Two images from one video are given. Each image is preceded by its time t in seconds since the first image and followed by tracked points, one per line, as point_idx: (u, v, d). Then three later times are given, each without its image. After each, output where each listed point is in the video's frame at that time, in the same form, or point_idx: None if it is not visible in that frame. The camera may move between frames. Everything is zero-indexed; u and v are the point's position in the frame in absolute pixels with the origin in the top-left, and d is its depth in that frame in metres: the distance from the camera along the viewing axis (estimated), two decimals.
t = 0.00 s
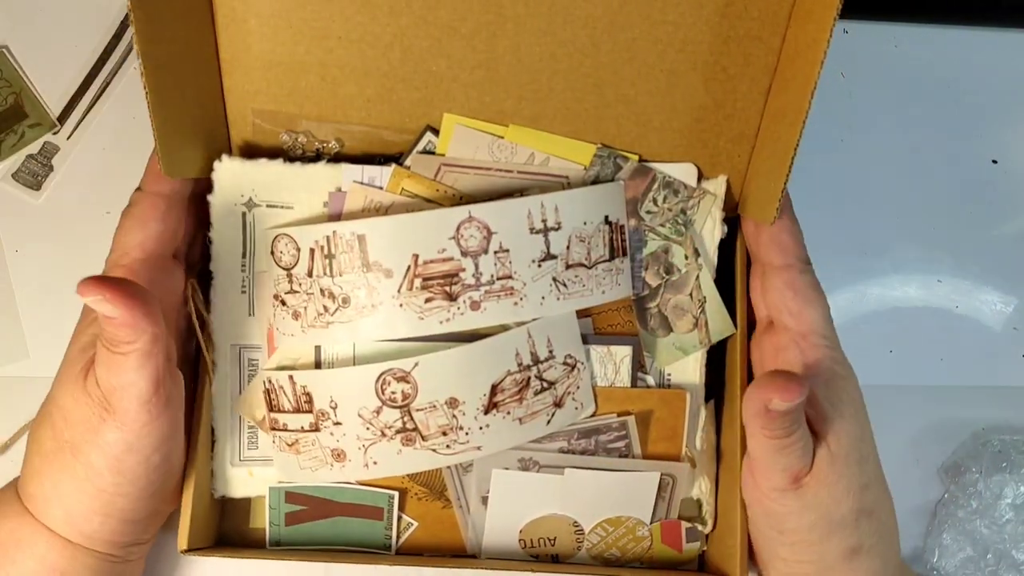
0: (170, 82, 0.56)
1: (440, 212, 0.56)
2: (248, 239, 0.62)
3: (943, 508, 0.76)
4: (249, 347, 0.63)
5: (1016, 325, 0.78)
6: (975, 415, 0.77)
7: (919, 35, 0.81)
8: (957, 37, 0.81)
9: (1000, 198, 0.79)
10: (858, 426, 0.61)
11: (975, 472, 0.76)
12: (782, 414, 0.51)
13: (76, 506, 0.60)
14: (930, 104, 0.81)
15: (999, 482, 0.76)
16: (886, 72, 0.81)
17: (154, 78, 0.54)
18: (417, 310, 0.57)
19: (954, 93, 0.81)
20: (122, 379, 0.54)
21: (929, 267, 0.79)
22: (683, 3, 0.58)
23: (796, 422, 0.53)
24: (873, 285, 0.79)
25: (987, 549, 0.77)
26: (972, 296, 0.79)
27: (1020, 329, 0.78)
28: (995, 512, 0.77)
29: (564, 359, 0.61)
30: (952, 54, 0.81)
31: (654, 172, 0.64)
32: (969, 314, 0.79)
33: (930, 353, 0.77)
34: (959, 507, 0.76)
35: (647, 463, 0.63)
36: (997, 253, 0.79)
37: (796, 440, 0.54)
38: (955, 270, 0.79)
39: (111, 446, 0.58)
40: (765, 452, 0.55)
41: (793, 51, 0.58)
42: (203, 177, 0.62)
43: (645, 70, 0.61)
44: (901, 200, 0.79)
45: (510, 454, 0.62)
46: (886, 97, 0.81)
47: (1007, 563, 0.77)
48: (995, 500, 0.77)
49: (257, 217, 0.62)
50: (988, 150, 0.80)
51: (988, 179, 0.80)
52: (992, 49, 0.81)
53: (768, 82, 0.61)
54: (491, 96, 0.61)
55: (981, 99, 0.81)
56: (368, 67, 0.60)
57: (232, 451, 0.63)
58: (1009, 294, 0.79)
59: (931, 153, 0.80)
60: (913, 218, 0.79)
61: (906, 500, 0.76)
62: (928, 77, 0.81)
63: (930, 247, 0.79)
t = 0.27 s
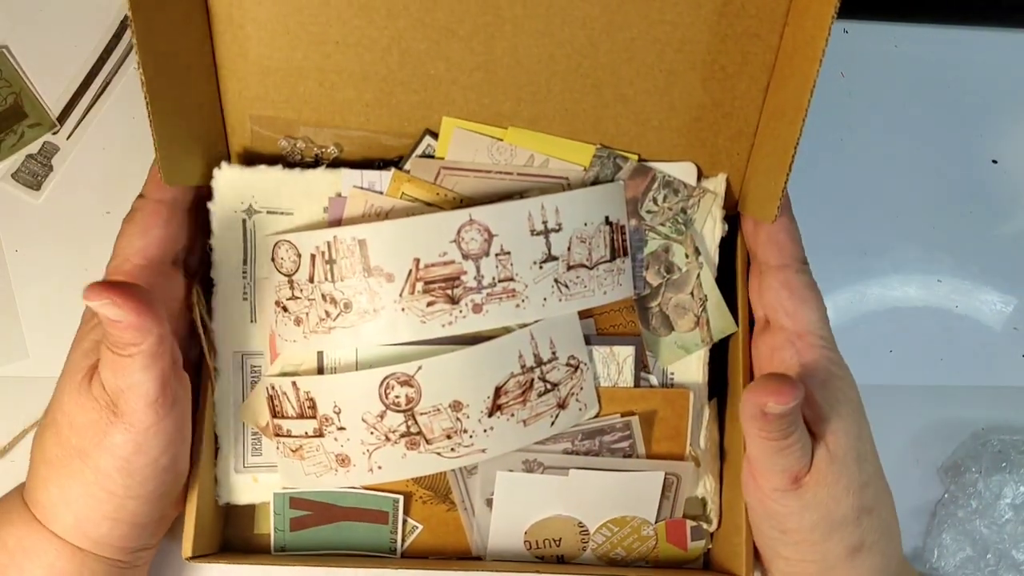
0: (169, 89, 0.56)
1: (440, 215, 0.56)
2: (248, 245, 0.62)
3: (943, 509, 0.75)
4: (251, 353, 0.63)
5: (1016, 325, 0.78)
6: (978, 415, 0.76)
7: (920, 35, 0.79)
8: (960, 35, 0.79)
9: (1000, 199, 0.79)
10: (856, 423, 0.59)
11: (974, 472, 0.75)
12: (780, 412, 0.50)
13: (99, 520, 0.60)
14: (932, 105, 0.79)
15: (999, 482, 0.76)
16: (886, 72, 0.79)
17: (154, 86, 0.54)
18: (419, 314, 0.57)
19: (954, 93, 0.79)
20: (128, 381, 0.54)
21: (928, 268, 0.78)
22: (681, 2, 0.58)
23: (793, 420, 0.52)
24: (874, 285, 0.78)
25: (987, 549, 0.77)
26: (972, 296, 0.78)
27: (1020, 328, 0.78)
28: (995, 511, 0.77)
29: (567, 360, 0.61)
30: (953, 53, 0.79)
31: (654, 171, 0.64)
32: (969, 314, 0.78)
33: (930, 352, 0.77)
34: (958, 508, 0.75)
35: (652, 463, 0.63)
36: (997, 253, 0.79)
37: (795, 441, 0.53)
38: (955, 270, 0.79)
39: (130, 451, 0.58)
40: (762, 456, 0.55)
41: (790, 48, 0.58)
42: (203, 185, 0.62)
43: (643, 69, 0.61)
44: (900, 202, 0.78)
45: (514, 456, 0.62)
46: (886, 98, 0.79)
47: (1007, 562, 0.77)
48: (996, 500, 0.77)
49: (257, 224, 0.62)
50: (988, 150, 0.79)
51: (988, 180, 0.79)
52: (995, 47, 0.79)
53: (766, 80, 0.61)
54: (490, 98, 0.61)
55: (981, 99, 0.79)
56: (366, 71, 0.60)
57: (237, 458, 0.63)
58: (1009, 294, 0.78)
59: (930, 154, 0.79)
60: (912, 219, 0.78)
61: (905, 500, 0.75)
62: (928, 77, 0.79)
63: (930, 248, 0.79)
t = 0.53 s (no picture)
0: (168, 87, 0.56)
1: (438, 214, 0.56)
2: (247, 244, 0.62)
3: (942, 508, 0.76)
4: (249, 352, 0.63)
5: (1017, 325, 0.75)
6: (978, 414, 0.75)
7: (919, 34, 0.76)
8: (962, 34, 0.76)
9: (1001, 200, 0.75)
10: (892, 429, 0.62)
11: (974, 472, 0.75)
12: (811, 383, 0.53)
13: (12, 437, 0.64)
14: (932, 104, 0.76)
15: (999, 482, 0.76)
16: (885, 72, 0.75)
17: (152, 83, 0.55)
18: (417, 313, 0.57)
19: (955, 91, 0.76)
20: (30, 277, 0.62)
21: (927, 269, 0.75)
22: (679, 2, 0.58)
23: (823, 395, 0.54)
24: (872, 286, 0.75)
25: (986, 548, 0.77)
26: (972, 296, 0.75)
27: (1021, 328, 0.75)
28: (995, 511, 0.77)
29: (565, 359, 0.61)
30: (952, 53, 0.76)
31: (652, 171, 0.64)
32: (969, 314, 0.75)
33: (929, 354, 0.75)
34: (959, 506, 0.76)
35: (650, 462, 0.63)
36: (998, 253, 0.76)
37: (823, 418, 0.56)
38: (954, 270, 0.76)
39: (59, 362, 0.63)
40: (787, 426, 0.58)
41: (789, 48, 0.58)
42: (202, 183, 0.63)
43: (641, 69, 0.61)
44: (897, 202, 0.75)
45: (512, 455, 0.62)
46: (885, 97, 0.75)
47: (1007, 562, 0.77)
48: (996, 499, 0.77)
49: (256, 223, 0.62)
50: (988, 150, 0.76)
51: (987, 181, 0.75)
52: (998, 45, 0.76)
53: (765, 80, 0.61)
54: (489, 97, 0.62)
55: (980, 98, 0.76)
56: (365, 70, 0.60)
57: (235, 456, 0.63)
58: (1009, 294, 0.75)
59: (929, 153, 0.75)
60: (910, 219, 0.75)
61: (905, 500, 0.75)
62: (927, 76, 0.76)
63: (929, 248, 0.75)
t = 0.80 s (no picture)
0: (168, 87, 0.56)
1: (438, 214, 0.56)
2: (247, 244, 0.62)
3: (942, 508, 0.76)
4: (249, 352, 0.63)
5: (1017, 325, 0.75)
6: (978, 414, 0.75)
7: (919, 34, 0.76)
8: (961, 34, 0.76)
9: (1000, 199, 0.75)
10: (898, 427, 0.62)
11: (974, 472, 0.75)
12: (815, 371, 0.53)
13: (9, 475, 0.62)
14: (932, 104, 0.75)
15: (998, 482, 0.76)
16: (886, 72, 0.75)
17: (153, 84, 0.55)
18: (417, 313, 0.57)
19: (954, 91, 0.76)
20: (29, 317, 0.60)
21: (927, 268, 0.75)
22: (679, 2, 0.58)
23: (828, 385, 0.54)
24: (872, 286, 0.75)
25: (986, 548, 0.77)
26: (972, 296, 0.75)
27: (1020, 328, 0.75)
28: (995, 511, 0.77)
29: (565, 359, 0.61)
30: (953, 54, 0.76)
31: (652, 171, 0.64)
32: (969, 314, 0.75)
33: (929, 354, 0.75)
34: (959, 506, 0.76)
35: (650, 462, 0.63)
36: (998, 253, 0.75)
37: (827, 410, 0.57)
38: (954, 271, 0.76)
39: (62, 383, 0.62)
40: (793, 418, 0.58)
41: (789, 48, 0.58)
42: (203, 183, 0.63)
43: (641, 69, 0.61)
44: (897, 202, 0.75)
45: (512, 455, 0.62)
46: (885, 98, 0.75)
47: (1006, 561, 0.77)
48: (996, 500, 0.77)
49: (256, 223, 0.62)
50: (988, 150, 0.76)
51: (987, 181, 0.75)
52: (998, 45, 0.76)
53: (765, 80, 0.61)
54: (489, 97, 0.62)
55: (982, 99, 0.76)
56: (365, 70, 0.60)
57: (234, 456, 0.63)
58: (1009, 294, 0.75)
59: (929, 153, 0.75)
60: (910, 219, 0.75)
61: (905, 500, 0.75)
62: (928, 76, 0.76)
63: (930, 246, 0.75)
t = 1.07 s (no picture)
0: (168, 87, 0.56)
1: (438, 214, 0.56)
2: (247, 244, 0.62)
3: (942, 509, 0.76)
4: (248, 352, 0.63)
5: (1017, 325, 0.75)
6: (979, 415, 0.75)
7: (918, 35, 0.76)
8: (960, 34, 0.76)
9: (1000, 199, 0.75)
10: (909, 432, 0.62)
11: (974, 472, 0.75)
12: (830, 365, 0.53)
13: None
14: (932, 104, 0.76)
15: (999, 482, 0.76)
16: (886, 72, 0.75)
17: (152, 83, 0.55)
18: (417, 313, 0.57)
19: (954, 91, 0.76)
20: None
21: (928, 268, 0.75)
22: (679, 2, 0.58)
23: (842, 380, 0.54)
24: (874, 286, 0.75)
25: (986, 549, 0.77)
26: (972, 296, 0.75)
27: (1020, 329, 0.75)
28: (995, 511, 0.77)
29: (565, 359, 0.61)
30: (953, 54, 0.76)
31: (652, 171, 0.64)
32: (969, 314, 0.75)
33: (929, 354, 0.75)
34: (959, 506, 0.76)
35: (650, 462, 0.63)
36: (998, 253, 0.76)
37: (839, 407, 0.56)
38: (955, 270, 0.76)
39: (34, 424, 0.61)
40: (804, 416, 0.58)
41: (789, 48, 0.58)
42: (202, 183, 0.63)
43: (641, 69, 0.61)
44: (896, 202, 0.75)
45: (512, 455, 0.62)
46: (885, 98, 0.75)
47: (1007, 562, 0.77)
48: (996, 500, 0.77)
49: (256, 223, 0.62)
50: (988, 150, 0.76)
51: (987, 181, 0.75)
52: (998, 46, 0.76)
53: (765, 79, 0.61)
54: (489, 97, 0.62)
55: (981, 99, 0.76)
56: (365, 70, 0.60)
57: (234, 456, 0.63)
58: (1009, 294, 0.75)
59: (929, 153, 0.75)
60: (909, 220, 0.75)
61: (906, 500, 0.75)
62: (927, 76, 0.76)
63: (930, 247, 0.75)
